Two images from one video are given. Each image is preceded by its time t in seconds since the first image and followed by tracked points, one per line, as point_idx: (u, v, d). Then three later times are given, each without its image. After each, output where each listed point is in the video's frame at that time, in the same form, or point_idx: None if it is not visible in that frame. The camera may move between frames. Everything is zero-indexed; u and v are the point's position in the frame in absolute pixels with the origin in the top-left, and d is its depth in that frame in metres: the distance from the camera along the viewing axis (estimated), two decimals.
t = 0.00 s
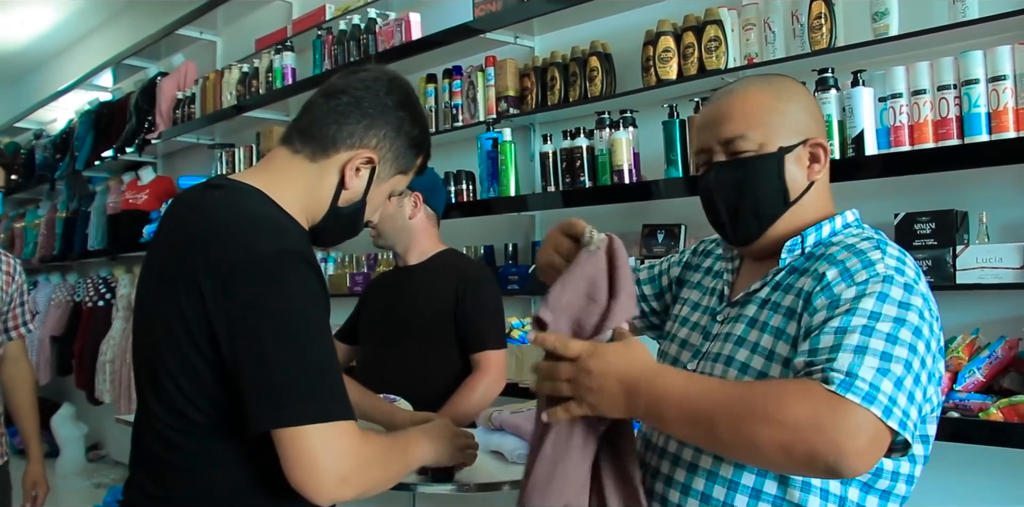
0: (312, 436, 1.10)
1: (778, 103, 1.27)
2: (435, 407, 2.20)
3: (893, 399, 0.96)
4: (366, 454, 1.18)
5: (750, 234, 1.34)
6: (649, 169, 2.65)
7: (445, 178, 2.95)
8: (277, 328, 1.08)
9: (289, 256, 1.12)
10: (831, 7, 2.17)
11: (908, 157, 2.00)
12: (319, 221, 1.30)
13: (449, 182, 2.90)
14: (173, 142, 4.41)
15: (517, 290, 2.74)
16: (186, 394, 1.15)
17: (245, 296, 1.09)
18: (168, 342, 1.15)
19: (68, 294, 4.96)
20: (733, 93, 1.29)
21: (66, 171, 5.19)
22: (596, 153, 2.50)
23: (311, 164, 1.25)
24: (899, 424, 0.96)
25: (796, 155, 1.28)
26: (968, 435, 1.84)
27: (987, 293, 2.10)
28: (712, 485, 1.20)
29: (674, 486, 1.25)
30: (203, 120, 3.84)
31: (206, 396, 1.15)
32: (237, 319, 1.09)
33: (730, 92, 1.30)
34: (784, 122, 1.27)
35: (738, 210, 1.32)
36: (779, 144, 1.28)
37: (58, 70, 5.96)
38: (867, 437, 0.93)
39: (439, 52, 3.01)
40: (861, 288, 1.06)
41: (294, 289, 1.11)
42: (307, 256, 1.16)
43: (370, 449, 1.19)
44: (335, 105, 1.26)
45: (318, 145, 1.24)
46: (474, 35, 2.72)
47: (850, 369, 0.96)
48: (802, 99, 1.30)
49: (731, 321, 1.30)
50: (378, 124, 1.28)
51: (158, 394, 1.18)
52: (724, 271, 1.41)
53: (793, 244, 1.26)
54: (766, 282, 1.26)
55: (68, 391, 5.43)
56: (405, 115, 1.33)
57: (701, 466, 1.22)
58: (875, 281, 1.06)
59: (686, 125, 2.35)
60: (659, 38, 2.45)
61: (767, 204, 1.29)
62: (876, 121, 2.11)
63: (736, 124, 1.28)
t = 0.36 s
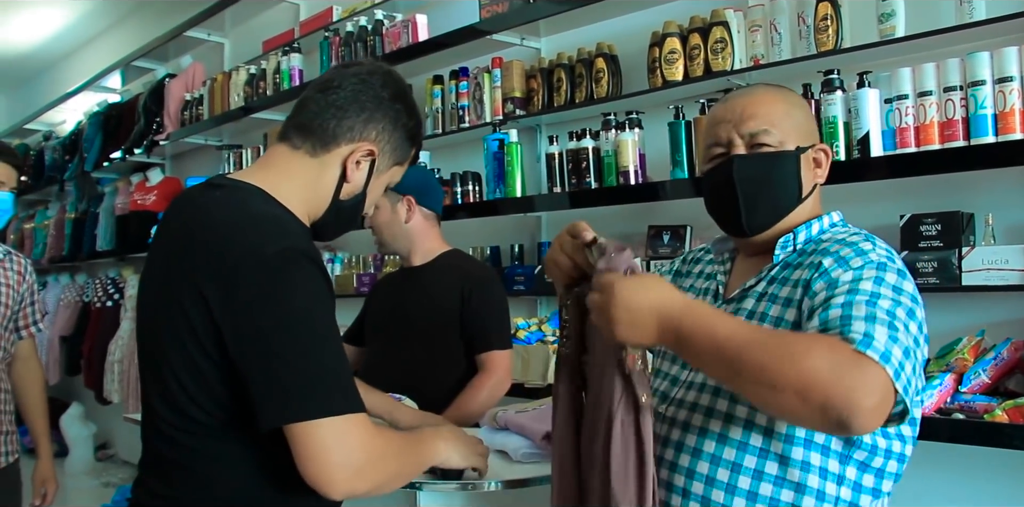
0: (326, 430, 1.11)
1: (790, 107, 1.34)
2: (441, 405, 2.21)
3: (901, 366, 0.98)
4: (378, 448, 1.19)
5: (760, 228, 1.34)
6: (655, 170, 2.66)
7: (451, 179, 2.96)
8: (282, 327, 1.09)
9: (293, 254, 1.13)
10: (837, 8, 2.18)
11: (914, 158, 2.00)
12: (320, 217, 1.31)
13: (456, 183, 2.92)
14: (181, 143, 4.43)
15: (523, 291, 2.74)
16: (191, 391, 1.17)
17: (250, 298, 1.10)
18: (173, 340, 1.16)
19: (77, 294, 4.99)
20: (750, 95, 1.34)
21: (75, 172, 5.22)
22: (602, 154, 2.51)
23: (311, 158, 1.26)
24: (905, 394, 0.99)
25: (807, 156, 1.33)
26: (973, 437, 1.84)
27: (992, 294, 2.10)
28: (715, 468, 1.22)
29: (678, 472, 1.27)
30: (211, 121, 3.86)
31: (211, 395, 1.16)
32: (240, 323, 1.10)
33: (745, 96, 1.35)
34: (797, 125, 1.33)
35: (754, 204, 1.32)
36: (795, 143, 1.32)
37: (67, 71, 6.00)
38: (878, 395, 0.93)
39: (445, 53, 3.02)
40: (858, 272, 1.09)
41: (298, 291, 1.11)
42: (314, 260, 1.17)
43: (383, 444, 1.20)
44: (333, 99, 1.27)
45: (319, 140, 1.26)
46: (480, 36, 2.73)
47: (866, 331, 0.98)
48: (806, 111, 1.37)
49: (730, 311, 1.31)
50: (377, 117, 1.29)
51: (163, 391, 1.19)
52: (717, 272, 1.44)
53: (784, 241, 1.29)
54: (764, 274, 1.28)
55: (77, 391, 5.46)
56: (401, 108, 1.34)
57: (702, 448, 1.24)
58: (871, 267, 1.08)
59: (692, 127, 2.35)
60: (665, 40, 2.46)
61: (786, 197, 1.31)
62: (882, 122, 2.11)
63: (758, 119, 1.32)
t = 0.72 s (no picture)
0: (326, 430, 1.11)
1: (748, 130, 1.31)
2: (446, 403, 2.22)
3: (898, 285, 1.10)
4: (378, 446, 1.19)
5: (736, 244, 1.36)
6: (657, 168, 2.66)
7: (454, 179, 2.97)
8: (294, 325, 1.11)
9: (304, 253, 1.15)
10: (839, 5, 2.18)
11: (916, 155, 2.00)
12: (327, 216, 1.33)
13: (459, 182, 2.93)
14: (184, 144, 4.44)
15: (527, 289, 2.75)
16: (202, 387, 1.17)
17: (260, 296, 1.11)
18: (183, 336, 1.16)
19: (82, 296, 5.01)
20: (707, 124, 1.33)
21: (78, 174, 5.23)
22: (604, 152, 2.52)
23: (316, 158, 1.27)
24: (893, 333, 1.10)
25: (769, 173, 1.31)
26: (976, 432, 1.85)
27: (995, 289, 2.10)
28: (737, 442, 1.22)
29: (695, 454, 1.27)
30: (214, 122, 3.88)
31: (222, 391, 1.17)
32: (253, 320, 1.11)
33: (704, 124, 1.34)
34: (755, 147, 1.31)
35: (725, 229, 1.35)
36: (752, 165, 1.30)
37: (70, 74, 6.01)
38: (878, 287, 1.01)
39: (448, 53, 3.03)
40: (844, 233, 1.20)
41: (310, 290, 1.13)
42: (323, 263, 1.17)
43: (381, 441, 1.20)
44: (336, 101, 1.28)
45: (324, 141, 1.27)
46: (482, 35, 2.74)
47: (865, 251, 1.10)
48: (768, 125, 1.34)
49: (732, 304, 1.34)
50: (379, 117, 1.31)
51: (171, 387, 1.19)
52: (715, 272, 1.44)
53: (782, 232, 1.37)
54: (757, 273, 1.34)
55: (82, 392, 5.48)
56: (401, 107, 1.36)
57: (722, 427, 1.24)
58: (854, 228, 1.20)
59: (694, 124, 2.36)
60: (667, 38, 2.47)
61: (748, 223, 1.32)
62: (883, 119, 2.12)
63: (713, 154, 1.30)
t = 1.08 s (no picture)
0: (314, 397, 1.12)
1: (737, 132, 1.19)
2: (444, 396, 2.22)
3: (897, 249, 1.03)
4: (363, 420, 1.20)
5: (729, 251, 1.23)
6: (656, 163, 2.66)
7: (454, 173, 2.97)
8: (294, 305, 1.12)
9: (298, 233, 1.17)
10: None
11: (916, 149, 2.01)
12: (313, 205, 1.34)
13: (458, 176, 2.92)
14: (183, 139, 4.44)
15: (526, 284, 2.76)
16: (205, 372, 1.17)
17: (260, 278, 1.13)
18: (184, 321, 1.16)
19: (80, 290, 5.00)
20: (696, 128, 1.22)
21: (77, 169, 5.23)
22: (603, 146, 2.51)
23: (293, 147, 1.30)
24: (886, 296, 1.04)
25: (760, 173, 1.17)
26: (974, 426, 1.86)
27: (994, 284, 2.10)
28: (754, 421, 1.10)
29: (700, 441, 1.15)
30: (213, 117, 3.87)
31: (223, 376, 1.18)
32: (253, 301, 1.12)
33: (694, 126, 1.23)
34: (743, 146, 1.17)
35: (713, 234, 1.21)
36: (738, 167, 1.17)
37: (69, 68, 6.00)
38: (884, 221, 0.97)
39: (448, 47, 3.03)
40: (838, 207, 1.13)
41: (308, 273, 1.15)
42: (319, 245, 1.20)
43: (367, 414, 1.21)
44: (309, 96, 1.32)
45: (301, 132, 1.30)
46: (482, 29, 2.74)
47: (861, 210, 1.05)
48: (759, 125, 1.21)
49: (733, 291, 1.22)
50: (353, 107, 1.33)
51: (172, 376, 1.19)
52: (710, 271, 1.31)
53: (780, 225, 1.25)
54: (758, 264, 1.21)
55: (81, 387, 5.48)
56: (375, 99, 1.38)
57: (736, 409, 1.11)
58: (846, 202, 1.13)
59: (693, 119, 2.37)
60: (667, 32, 2.47)
61: (738, 228, 1.19)
62: (883, 113, 2.12)
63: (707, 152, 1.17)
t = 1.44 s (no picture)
0: (268, 364, 1.21)
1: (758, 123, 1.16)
2: (442, 396, 2.22)
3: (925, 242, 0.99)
4: (320, 393, 1.28)
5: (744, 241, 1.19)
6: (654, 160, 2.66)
7: (452, 169, 2.97)
8: (256, 280, 1.21)
9: (266, 214, 1.26)
10: None
11: (912, 148, 2.01)
12: (298, 203, 1.39)
13: (456, 174, 2.92)
14: (180, 135, 4.43)
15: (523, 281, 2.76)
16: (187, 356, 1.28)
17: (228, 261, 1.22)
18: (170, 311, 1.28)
19: (77, 287, 4.99)
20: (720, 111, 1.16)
21: (74, 164, 5.22)
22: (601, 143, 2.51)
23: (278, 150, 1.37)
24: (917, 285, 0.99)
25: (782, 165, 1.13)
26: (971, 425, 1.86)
27: (992, 283, 2.10)
28: (771, 420, 1.09)
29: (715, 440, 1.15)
30: (210, 113, 3.86)
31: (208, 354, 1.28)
32: (222, 283, 1.22)
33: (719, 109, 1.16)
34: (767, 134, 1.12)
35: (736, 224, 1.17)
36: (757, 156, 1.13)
37: (66, 63, 5.99)
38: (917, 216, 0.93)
39: (445, 44, 3.02)
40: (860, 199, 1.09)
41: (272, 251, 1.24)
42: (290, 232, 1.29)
43: (325, 389, 1.29)
44: (295, 102, 1.38)
45: (286, 134, 1.36)
46: (479, 26, 2.73)
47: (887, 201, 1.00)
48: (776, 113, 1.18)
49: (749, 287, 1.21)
50: (333, 110, 1.39)
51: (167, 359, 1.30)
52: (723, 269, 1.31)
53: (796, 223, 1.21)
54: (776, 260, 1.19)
55: (78, 383, 5.48)
56: (358, 105, 1.44)
57: (753, 407, 1.11)
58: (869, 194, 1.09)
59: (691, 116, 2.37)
60: (665, 29, 2.46)
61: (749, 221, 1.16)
62: (881, 111, 2.12)
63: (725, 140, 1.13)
